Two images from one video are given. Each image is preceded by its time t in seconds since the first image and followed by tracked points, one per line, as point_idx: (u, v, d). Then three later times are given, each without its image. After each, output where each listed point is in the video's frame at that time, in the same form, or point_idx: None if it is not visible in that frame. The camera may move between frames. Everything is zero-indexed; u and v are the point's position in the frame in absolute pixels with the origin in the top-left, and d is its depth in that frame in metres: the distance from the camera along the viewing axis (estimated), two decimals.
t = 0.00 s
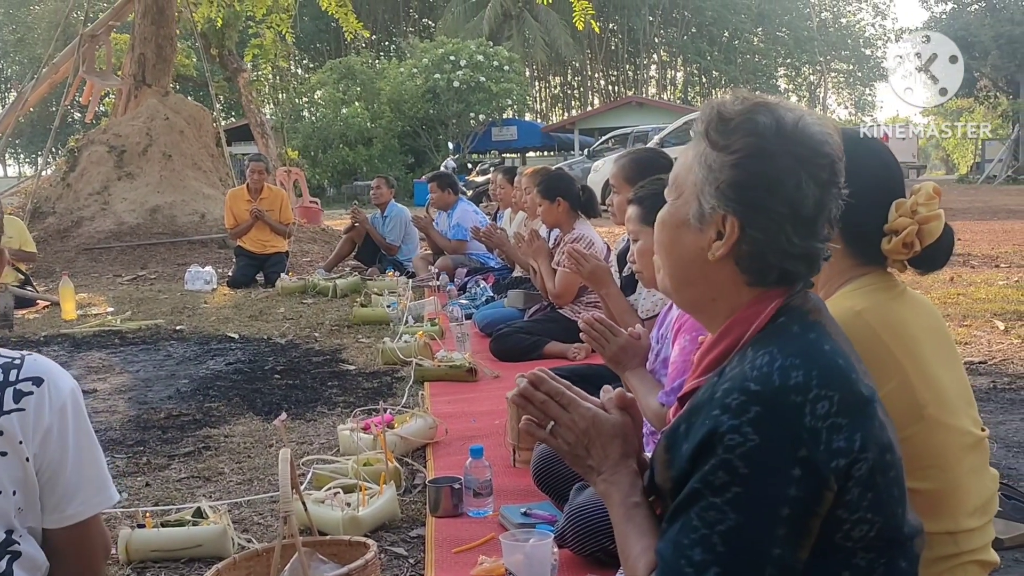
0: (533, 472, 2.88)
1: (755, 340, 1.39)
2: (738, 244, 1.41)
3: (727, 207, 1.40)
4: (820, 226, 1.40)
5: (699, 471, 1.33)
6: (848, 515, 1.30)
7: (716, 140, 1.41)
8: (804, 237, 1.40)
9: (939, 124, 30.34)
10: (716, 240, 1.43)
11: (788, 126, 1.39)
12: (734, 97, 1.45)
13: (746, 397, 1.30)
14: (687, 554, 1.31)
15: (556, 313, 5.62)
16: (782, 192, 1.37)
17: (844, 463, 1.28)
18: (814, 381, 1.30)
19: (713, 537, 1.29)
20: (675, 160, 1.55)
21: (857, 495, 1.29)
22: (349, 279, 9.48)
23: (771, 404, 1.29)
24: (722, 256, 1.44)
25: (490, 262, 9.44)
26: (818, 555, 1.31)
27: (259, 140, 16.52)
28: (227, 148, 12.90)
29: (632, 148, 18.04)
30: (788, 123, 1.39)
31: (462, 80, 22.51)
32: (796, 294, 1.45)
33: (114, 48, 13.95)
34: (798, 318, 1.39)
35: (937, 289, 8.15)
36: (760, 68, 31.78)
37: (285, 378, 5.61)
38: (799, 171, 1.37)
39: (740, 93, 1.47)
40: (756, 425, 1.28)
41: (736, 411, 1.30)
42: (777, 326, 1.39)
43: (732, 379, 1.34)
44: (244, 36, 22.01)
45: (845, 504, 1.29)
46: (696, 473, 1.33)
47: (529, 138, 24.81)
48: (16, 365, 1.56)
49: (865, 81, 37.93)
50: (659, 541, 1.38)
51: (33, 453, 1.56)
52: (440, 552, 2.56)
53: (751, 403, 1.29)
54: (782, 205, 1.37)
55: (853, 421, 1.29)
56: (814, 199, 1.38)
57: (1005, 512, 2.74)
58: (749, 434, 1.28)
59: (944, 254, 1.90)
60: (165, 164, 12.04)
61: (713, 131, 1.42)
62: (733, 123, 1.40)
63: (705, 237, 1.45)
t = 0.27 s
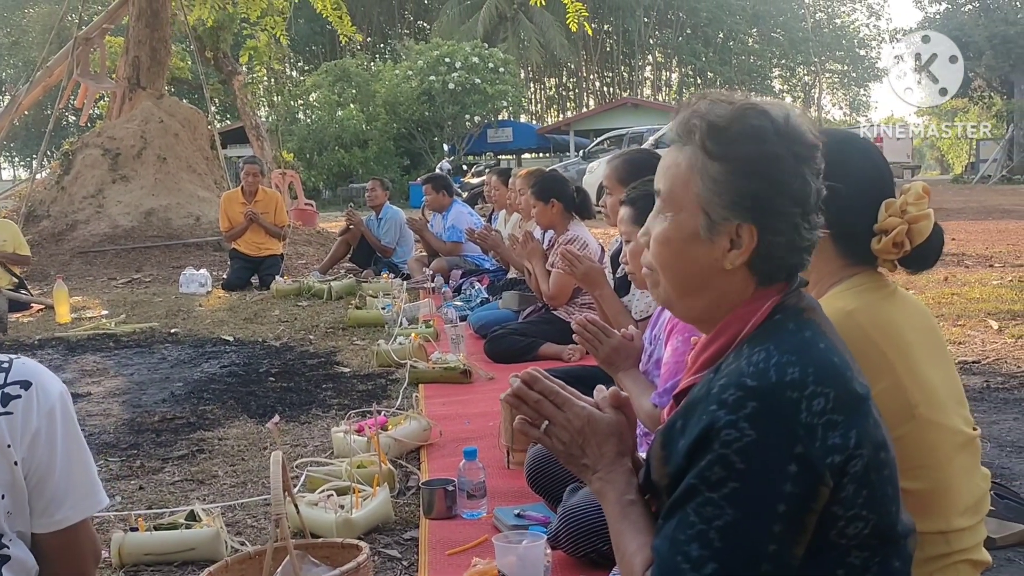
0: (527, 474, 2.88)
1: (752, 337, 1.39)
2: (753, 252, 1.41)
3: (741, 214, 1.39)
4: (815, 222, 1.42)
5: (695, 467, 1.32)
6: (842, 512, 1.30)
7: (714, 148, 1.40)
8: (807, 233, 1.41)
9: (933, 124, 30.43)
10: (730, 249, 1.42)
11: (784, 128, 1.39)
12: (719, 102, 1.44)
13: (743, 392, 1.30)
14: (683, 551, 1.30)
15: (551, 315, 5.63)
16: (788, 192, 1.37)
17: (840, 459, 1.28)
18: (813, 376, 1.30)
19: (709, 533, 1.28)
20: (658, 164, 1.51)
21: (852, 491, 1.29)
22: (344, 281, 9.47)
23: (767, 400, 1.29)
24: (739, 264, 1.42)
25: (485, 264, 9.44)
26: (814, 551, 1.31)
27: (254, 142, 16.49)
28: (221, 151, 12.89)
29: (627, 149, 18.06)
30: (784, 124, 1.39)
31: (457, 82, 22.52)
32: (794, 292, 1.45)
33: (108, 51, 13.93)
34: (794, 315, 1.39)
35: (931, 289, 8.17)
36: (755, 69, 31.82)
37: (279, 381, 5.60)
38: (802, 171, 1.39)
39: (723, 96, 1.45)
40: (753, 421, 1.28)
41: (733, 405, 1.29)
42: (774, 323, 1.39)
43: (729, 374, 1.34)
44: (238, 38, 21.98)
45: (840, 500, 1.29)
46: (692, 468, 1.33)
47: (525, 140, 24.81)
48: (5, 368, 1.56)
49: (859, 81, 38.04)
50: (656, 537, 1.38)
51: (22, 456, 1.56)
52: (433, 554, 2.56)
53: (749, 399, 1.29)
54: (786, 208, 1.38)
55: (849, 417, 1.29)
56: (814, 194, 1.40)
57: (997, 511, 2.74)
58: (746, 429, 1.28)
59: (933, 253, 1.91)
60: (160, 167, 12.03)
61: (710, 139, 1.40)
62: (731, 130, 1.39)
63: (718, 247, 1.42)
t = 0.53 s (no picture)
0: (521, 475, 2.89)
1: (750, 336, 1.39)
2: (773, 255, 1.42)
3: (761, 222, 1.39)
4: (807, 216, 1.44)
5: (693, 465, 1.32)
6: (839, 510, 1.30)
7: (718, 163, 1.37)
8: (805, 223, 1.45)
9: (928, 124, 30.50)
10: (753, 256, 1.41)
11: (769, 128, 1.39)
12: (694, 114, 1.41)
13: (741, 390, 1.30)
14: (681, 549, 1.30)
15: (545, 316, 5.63)
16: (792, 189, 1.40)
17: (837, 458, 1.28)
18: (812, 374, 1.30)
19: (707, 531, 1.28)
20: (642, 188, 1.45)
21: (849, 490, 1.29)
22: (339, 283, 9.47)
23: (765, 398, 1.29)
24: (761, 268, 1.43)
25: (480, 265, 9.43)
26: (810, 550, 1.31)
27: (249, 145, 16.48)
28: (216, 153, 12.88)
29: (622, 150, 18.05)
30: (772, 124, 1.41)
31: (453, 83, 22.51)
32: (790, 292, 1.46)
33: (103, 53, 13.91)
34: (790, 315, 1.40)
35: (925, 288, 8.18)
36: (750, 70, 31.90)
37: (274, 383, 5.59)
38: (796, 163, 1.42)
39: (696, 109, 1.42)
40: (752, 418, 1.28)
41: (732, 404, 1.29)
42: (774, 323, 1.39)
43: (727, 373, 1.34)
44: (233, 41, 21.96)
45: (836, 498, 1.29)
46: (689, 466, 1.32)
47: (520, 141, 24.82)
48: None
49: (854, 82, 38.14)
50: (652, 535, 1.37)
51: (12, 460, 1.56)
52: (427, 555, 2.56)
53: (748, 397, 1.29)
54: (785, 208, 1.40)
55: (846, 417, 1.29)
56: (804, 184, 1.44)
57: (990, 509, 2.75)
58: (745, 427, 1.28)
59: (925, 252, 1.91)
60: (154, 170, 12.01)
61: (712, 155, 1.37)
62: (732, 141, 1.37)
63: (742, 260, 1.41)
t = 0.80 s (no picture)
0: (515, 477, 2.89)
1: (745, 337, 1.38)
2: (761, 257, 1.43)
3: (746, 229, 1.40)
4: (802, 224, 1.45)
5: (687, 468, 1.31)
6: (833, 513, 1.30)
7: (709, 169, 1.37)
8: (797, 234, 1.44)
9: (923, 124, 30.59)
10: (744, 259, 1.42)
11: (755, 135, 1.40)
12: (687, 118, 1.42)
13: (736, 393, 1.30)
14: (675, 552, 1.29)
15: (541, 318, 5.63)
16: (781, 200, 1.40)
17: (830, 460, 1.28)
18: (807, 376, 1.30)
19: (702, 534, 1.27)
20: (628, 202, 1.45)
21: (842, 493, 1.29)
22: (334, 286, 9.46)
23: (758, 401, 1.28)
24: (750, 273, 1.44)
25: (476, 268, 9.43)
26: (803, 553, 1.31)
27: (244, 148, 16.48)
28: (212, 157, 12.87)
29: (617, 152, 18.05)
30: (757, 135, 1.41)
31: (448, 86, 22.52)
32: (784, 295, 1.46)
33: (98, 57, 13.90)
34: (783, 318, 1.40)
35: (920, 289, 8.19)
36: (745, 71, 32.01)
37: (270, 386, 5.59)
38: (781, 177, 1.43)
39: (676, 118, 1.42)
40: (747, 421, 1.28)
41: (727, 407, 1.29)
42: (768, 325, 1.39)
43: (721, 376, 1.33)
44: (228, 44, 21.96)
45: (830, 501, 1.29)
46: (684, 470, 1.31)
47: (516, 143, 24.84)
48: None
49: (849, 82, 38.25)
50: (646, 538, 1.37)
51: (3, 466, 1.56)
52: (422, 558, 2.56)
53: (742, 400, 1.29)
54: (772, 210, 1.41)
55: (840, 419, 1.29)
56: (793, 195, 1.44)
57: (985, 510, 2.76)
58: (739, 431, 1.27)
59: (917, 253, 1.92)
60: (150, 173, 12.00)
61: (701, 161, 1.37)
62: (721, 149, 1.38)
63: (735, 263, 1.42)
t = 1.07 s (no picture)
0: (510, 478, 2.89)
1: (734, 340, 1.39)
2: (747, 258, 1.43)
3: (730, 230, 1.40)
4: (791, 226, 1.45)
5: (677, 470, 1.31)
6: (822, 513, 1.30)
7: (697, 169, 1.38)
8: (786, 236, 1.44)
9: (920, 123, 30.63)
10: (732, 260, 1.43)
11: (741, 137, 1.40)
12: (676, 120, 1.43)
13: (726, 395, 1.30)
14: (667, 554, 1.30)
15: (537, 319, 5.63)
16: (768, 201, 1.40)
17: (820, 461, 1.28)
18: (796, 378, 1.30)
19: (693, 536, 1.28)
20: (617, 203, 1.46)
21: (833, 493, 1.29)
22: (331, 288, 9.45)
23: (749, 403, 1.29)
24: (738, 274, 1.44)
25: (472, 268, 9.43)
26: (794, 554, 1.31)
27: (241, 150, 16.46)
28: (208, 159, 12.86)
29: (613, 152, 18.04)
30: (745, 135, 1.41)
31: (445, 87, 22.51)
32: (773, 295, 1.46)
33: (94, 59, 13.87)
34: (773, 318, 1.40)
35: (916, 288, 8.19)
36: (742, 70, 32.01)
37: (266, 388, 5.59)
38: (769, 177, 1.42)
39: (661, 120, 1.43)
40: (737, 423, 1.28)
41: (717, 410, 1.29)
42: (757, 327, 1.39)
43: (711, 379, 1.33)
44: (225, 45, 21.94)
45: (820, 502, 1.29)
46: (674, 472, 1.32)
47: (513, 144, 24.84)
48: None
49: (846, 82, 38.31)
50: (636, 540, 1.37)
51: None
52: (417, 560, 2.57)
53: (731, 403, 1.29)
54: (758, 210, 1.42)
55: (830, 420, 1.29)
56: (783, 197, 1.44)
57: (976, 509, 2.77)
58: (730, 433, 1.28)
59: (907, 252, 1.93)
60: (146, 175, 11.99)
61: (689, 162, 1.38)
62: (707, 150, 1.38)
63: (723, 263, 1.43)
